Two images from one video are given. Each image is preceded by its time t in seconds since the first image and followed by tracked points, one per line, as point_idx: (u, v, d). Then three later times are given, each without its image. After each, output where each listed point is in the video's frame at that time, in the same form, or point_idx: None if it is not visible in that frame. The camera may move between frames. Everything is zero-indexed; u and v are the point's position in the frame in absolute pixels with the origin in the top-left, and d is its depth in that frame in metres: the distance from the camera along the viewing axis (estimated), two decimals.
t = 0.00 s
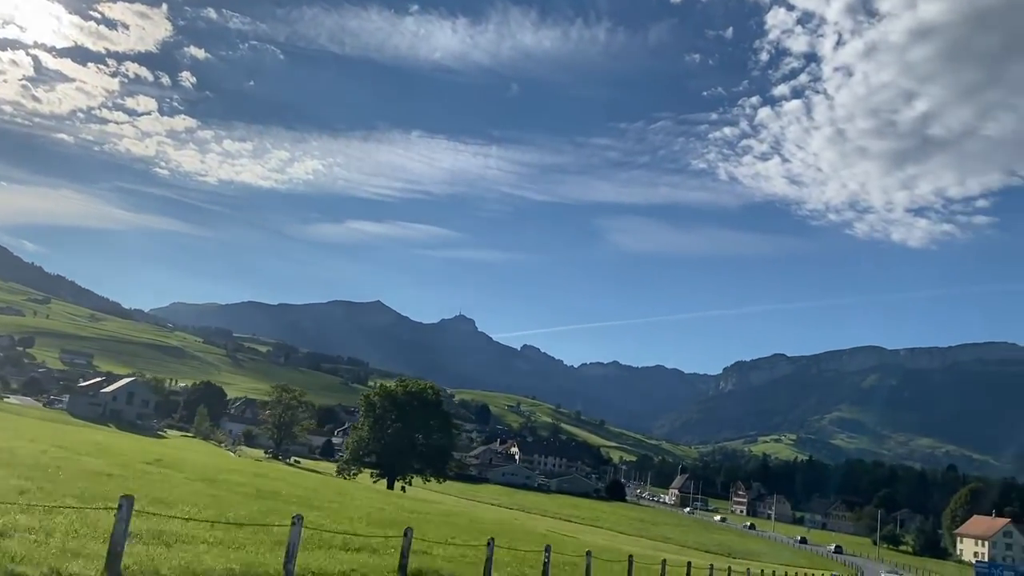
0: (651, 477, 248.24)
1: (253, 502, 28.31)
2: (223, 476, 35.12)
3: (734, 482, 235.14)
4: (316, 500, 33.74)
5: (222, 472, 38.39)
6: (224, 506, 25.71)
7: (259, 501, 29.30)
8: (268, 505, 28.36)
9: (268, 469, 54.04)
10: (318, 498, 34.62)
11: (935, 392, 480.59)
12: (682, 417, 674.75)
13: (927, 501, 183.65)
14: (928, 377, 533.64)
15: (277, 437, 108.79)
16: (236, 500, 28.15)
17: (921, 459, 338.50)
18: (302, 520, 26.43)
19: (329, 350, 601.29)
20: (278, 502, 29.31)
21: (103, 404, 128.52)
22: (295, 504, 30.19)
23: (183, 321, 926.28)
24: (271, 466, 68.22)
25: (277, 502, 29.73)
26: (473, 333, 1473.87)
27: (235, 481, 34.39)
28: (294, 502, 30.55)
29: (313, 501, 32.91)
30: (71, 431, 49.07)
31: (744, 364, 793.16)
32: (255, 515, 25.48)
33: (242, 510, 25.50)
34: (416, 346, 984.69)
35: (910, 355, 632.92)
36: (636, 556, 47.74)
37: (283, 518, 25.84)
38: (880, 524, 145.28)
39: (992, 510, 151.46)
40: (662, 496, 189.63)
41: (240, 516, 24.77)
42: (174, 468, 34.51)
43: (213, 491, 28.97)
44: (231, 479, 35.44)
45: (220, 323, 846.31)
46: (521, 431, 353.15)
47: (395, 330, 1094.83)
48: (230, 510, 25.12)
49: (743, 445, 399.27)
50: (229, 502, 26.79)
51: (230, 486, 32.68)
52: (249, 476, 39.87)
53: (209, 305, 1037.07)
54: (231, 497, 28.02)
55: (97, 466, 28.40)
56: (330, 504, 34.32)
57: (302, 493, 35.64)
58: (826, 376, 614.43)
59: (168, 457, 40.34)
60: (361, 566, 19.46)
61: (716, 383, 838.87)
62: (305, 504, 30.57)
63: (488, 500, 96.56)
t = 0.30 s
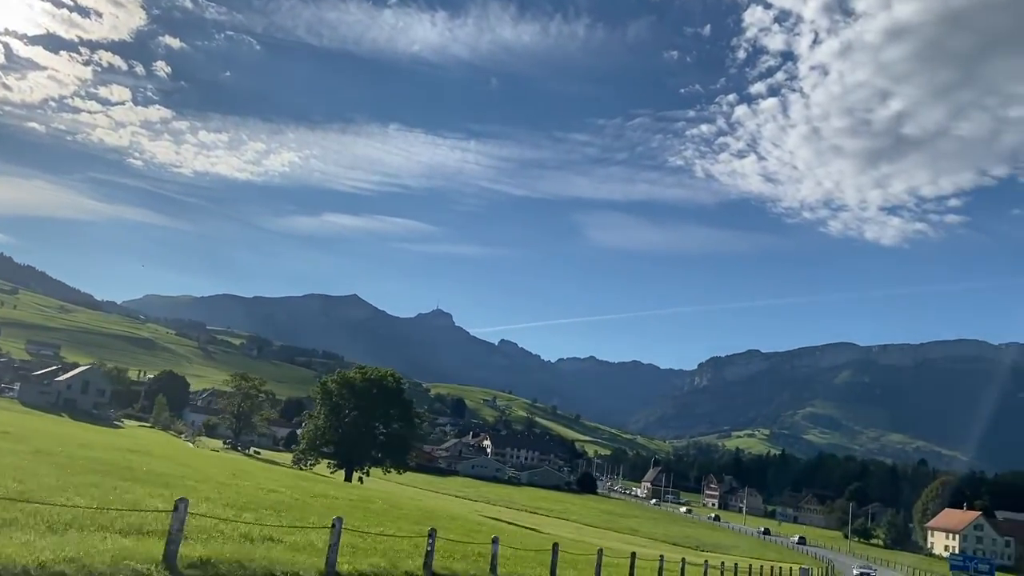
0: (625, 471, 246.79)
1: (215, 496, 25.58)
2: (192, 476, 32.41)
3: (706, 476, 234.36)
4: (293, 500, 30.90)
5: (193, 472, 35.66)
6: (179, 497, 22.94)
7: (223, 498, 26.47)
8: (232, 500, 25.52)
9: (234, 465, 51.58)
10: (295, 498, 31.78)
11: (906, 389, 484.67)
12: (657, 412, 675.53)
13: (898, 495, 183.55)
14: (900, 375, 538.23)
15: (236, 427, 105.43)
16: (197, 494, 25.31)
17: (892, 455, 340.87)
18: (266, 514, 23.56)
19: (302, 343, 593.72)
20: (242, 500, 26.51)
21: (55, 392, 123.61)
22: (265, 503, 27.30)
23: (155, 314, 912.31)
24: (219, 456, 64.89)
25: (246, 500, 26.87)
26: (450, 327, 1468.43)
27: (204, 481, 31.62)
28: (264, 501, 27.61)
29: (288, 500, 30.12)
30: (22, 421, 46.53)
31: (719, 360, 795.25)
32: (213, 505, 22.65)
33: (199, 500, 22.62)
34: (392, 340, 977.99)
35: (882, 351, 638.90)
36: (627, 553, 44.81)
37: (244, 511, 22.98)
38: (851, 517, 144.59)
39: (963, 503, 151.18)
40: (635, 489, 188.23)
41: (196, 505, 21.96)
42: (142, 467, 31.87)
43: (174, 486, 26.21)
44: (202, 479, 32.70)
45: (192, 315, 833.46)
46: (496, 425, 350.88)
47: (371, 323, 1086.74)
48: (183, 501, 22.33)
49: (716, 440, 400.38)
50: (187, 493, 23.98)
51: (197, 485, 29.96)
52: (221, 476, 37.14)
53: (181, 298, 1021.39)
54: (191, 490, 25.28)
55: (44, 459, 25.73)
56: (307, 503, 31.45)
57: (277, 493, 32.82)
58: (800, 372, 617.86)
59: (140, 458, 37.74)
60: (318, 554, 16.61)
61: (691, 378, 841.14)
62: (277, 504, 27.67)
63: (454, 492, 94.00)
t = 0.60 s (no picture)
0: (600, 465, 244.56)
1: (174, 492, 23.37)
2: (151, 469, 30.20)
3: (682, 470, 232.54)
4: (261, 496, 28.50)
5: (156, 464, 33.34)
6: (129, 497, 20.83)
7: (141, 486, 24.16)
8: (193, 496, 23.35)
9: (180, 456, 48.56)
10: (264, 493, 29.37)
11: (881, 386, 487.22)
12: (635, 407, 675.40)
13: (872, 490, 182.50)
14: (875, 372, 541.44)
15: (194, 417, 101.54)
16: (156, 490, 23.14)
17: (867, 451, 341.82)
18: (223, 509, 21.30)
19: (279, 336, 586.31)
20: (206, 494, 24.36)
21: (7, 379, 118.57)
22: (233, 501, 24.94)
23: (128, 306, 897.75)
24: (167, 446, 61.21)
25: (167, 489, 24.56)
26: (429, 322, 1462.25)
27: (166, 476, 29.28)
28: (231, 498, 25.43)
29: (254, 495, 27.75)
30: None
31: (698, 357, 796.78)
32: (169, 506, 20.48)
33: (156, 502, 20.59)
34: (371, 333, 971.04)
35: (858, 348, 642.36)
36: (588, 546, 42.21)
37: (202, 509, 20.85)
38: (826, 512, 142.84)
39: (937, 498, 150.33)
40: (609, 483, 185.85)
41: (152, 504, 19.80)
42: (68, 457, 29.52)
43: (128, 481, 24.10)
44: (161, 471, 30.38)
45: (167, 308, 821.50)
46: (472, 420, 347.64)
47: (349, 318, 1078.21)
48: (136, 500, 20.27)
49: (693, 436, 399.88)
50: (144, 491, 21.84)
51: (156, 480, 27.76)
52: (186, 468, 34.68)
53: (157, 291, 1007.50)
54: (148, 486, 23.14)
55: None
56: (275, 497, 29.08)
57: (246, 489, 30.53)
58: (778, 368, 619.97)
59: (77, 448, 35.42)
60: (194, 547, 14.41)
61: (669, 374, 842.49)
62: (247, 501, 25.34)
63: (422, 486, 90.96)
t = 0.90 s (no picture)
0: (579, 461, 242.60)
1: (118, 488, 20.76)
2: (121, 466, 28.07)
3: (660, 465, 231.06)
4: (216, 493, 25.81)
5: (123, 459, 31.13)
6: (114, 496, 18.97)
7: (127, 486, 22.39)
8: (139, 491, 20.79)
9: (142, 449, 45.96)
10: (221, 490, 26.67)
11: (859, 383, 489.28)
12: (615, 404, 675.11)
13: (850, 486, 181.96)
14: (853, 369, 544.04)
15: (155, 409, 97.83)
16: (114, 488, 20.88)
17: (845, 447, 342.61)
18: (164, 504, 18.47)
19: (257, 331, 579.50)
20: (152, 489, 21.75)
21: None
22: (179, 497, 22.28)
23: (104, 301, 884.78)
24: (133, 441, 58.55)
25: (155, 488, 22.83)
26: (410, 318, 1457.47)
27: (108, 471, 26.52)
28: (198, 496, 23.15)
29: (204, 492, 25.02)
30: None
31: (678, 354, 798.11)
32: (131, 502, 18.27)
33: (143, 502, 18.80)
34: (351, 328, 964.64)
35: (836, 347, 645.76)
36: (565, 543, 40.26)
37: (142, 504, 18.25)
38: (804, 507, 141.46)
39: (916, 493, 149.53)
40: (587, 479, 183.85)
41: (114, 504, 17.61)
42: (37, 452, 27.43)
43: (107, 479, 22.14)
44: (130, 468, 28.25)
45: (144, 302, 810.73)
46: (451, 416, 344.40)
47: (329, 313, 1070.47)
48: (122, 500, 18.46)
49: (673, 433, 399.28)
50: (103, 486, 19.58)
51: (111, 474, 25.43)
52: (127, 462, 31.76)
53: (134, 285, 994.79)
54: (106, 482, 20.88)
55: None
56: (232, 493, 26.36)
57: (199, 484, 27.78)
58: (757, 366, 621.95)
59: (39, 441, 33.09)
60: (223, 551, 12.99)
61: (649, 372, 843.52)
62: (197, 498, 22.64)
63: (391, 481, 88.08)
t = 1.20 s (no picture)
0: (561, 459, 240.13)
1: (51, 481, 19.44)
2: (61, 456, 26.56)
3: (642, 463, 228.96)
4: (177, 488, 23.85)
5: (66, 450, 29.45)
6: (39, 489, 17.62)
7: (64, 478, 21.07)
8: (70, 485, 19.39)
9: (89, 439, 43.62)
10: (184, 485, 24.73)
11: (841, 382, 489.97)
12: (599, 403, 673.50)
13: (832, 484, 180.38)
14: (835, 369, 545.28)
15: (115, 402, 94.43)
16: (43, 479, 19.49)
17: (827, 447, 342.36)
18: (26, 496, 16.45)
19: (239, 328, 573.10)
20: (84, 481, 20.27)
21: None
22: (135, 496, 20.40)
23: (86, 299, 875.21)
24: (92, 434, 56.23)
25: (93, 480, 21.44)
26: (395, 316, 1450.89)
27: (48, 460, 25.02)
28: (137, 487, 21.78)
29: (164, 489, 23.14)
30: None
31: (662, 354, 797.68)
32: (51, 498, 16.89)
33: (66, 495, 17.44)
34: (335, 327, 957.48)
35: (819, 347, 647.05)
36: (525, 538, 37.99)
37: (66, 499, 16.91)
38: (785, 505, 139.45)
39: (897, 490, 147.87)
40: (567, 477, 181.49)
41: (35, 497, 16.29)
42: None
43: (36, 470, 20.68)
44: (70, 457, 26.68)
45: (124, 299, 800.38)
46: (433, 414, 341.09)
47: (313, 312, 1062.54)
48: (43, 493, 17.06)
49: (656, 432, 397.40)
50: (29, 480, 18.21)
51: (46, 465, 23.92)
52: (72, 453, 30.12)
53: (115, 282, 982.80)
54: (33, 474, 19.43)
55: None
56: (196, 490, 24.40)
57: (141, 474, 26.24)
58: (740, 365, 622.29)
59: None
60: (142, 553, 11.85)
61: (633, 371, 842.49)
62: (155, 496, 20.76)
63: (359, 477, 84.92)
